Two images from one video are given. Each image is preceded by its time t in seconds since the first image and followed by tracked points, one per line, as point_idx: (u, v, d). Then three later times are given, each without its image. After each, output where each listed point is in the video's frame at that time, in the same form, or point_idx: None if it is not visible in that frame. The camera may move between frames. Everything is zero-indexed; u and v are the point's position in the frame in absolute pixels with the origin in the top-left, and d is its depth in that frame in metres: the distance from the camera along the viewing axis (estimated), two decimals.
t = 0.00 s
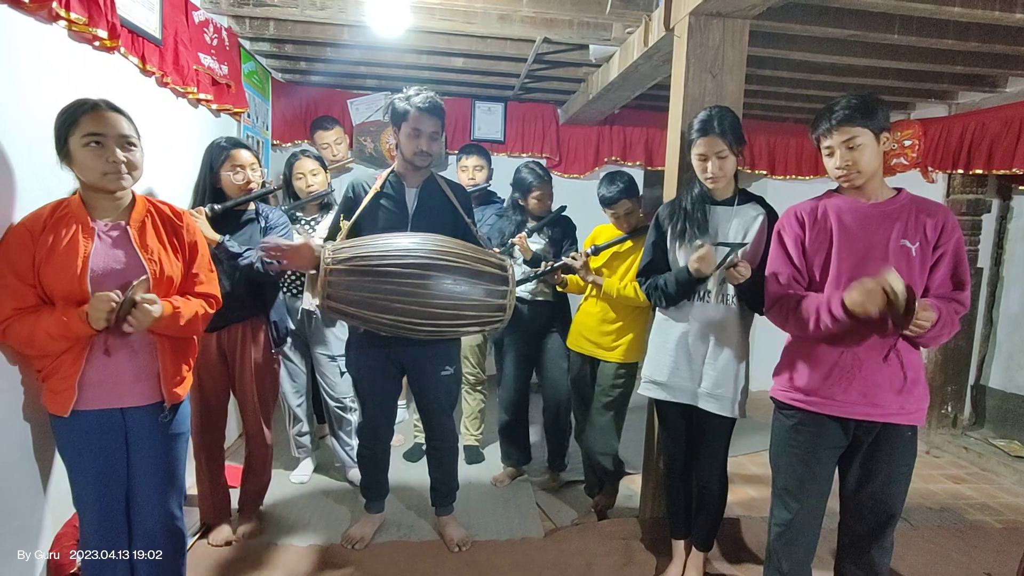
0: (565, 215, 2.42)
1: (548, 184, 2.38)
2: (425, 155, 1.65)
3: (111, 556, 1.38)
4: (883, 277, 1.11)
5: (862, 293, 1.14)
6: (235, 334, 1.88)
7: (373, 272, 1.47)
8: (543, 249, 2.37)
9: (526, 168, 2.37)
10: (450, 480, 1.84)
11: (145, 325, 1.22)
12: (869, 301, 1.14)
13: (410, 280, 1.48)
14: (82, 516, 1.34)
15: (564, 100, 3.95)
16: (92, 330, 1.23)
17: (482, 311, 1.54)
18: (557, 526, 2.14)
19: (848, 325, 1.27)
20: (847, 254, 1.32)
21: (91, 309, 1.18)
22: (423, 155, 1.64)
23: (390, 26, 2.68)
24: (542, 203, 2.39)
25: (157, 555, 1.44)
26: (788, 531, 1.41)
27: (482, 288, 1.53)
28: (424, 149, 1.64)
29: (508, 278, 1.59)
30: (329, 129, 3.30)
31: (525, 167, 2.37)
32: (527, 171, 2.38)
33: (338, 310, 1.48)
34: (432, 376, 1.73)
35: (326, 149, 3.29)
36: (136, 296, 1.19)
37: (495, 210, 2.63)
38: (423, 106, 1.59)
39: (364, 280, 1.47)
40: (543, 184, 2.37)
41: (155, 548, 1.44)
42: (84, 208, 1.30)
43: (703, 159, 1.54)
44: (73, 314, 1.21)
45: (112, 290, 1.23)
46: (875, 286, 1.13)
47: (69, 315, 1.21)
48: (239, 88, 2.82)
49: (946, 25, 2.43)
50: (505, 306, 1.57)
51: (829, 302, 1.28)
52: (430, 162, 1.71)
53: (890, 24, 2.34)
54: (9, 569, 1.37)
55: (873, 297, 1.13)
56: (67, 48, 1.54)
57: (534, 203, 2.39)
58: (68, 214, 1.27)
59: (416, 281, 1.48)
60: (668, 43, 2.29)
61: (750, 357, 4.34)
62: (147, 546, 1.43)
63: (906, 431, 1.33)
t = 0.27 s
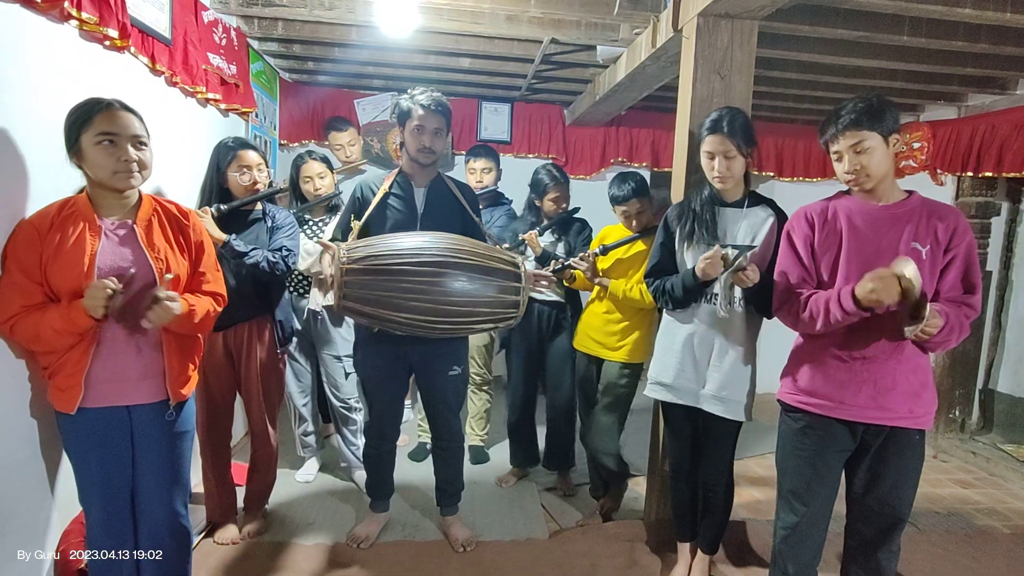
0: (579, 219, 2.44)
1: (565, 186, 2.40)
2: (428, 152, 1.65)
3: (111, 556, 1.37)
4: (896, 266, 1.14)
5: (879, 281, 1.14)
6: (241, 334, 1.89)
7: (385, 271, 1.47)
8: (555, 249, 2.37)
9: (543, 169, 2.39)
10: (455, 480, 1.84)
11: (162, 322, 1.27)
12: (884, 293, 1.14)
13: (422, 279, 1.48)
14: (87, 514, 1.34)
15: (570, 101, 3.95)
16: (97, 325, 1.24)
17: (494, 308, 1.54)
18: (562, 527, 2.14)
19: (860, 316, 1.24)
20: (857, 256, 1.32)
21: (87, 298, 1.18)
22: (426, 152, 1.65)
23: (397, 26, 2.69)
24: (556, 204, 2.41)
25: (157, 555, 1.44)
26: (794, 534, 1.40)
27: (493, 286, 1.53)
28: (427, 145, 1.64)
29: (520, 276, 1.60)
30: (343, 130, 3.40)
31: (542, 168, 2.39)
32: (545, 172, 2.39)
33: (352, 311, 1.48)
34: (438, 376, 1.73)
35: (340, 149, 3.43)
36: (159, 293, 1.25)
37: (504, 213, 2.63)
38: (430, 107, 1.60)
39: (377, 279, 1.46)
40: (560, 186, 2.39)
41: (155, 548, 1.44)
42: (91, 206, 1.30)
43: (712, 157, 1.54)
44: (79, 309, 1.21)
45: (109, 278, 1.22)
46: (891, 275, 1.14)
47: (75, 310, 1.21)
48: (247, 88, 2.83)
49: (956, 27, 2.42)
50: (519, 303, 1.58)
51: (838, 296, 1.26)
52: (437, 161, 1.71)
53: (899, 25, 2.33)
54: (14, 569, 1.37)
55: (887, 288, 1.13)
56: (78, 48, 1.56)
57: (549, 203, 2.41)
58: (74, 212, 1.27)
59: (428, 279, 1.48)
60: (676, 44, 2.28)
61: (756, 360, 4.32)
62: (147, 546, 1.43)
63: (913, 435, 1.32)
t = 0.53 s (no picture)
0: (592, 220, 2.44)
1: (581, 188, 2.38)
2: (432, 151, 1.65)
3: (112, 556, 1.38)
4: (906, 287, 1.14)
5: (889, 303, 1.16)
6: (246, 332, 1.89)
7: (389, 272, 1.47)
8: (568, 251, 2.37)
9: (560, 171, 2.36)
10: (458, 479, 1.84)
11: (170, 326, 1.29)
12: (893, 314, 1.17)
13: (425, 280, 1.48)
14: (92, 512, 1.35)
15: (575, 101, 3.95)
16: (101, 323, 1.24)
17: (497, 308, 1.54)
18: (564, 527, 2.14)
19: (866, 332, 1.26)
20: (864, 258, 1.31)
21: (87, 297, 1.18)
22: (431, 151, 1.65)
23: (402, 26, 2.69)
24: (572, 205, 2.39)
25: (157, 555, 1.43)
26: (797, 536, 1.40)
27: (497, 286, 1.53)
28: (430, 144, 1.64)
29: (523, 277, 1.59)
30: (354, 130, 3.32)
31: (559, 170, 2.37)
32: (561, 173, 2.36)
33: (356, 310, 1.49)
34: (441, 376, 1.73)
35: (350, 149, 3.32)
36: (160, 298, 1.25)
37: (509, 212, 2.62)
38: (434, 106, 1.60)
39: (381, 280, 1.47)
40: (576, 188, 2.36)
41: (156, 548, 1.43)
42: (94, 204, 1.30)
43: (713, 152, 1.54)
44: (82, 307, 1.22)
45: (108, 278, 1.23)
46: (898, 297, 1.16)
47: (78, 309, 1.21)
48: (252, 87, 2.84)
49: (963, 27, 2.41)
50: (522, 303, 1.58)
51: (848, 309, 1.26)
52: (440, 160, 1.71)
53: (905, 26, 2.32)
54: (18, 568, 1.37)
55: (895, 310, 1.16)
56: (84, 47, 1.56)
57: (564, 205, 2.40)
58: (76, 211, 1.28)
59: (431, 280, 1.48)
60: (681, 44, 2.28)
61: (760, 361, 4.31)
62: (147, 546, 1.43)
63: (918, 438, 1.31)
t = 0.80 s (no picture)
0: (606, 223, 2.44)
1: (595, 191, 2.38)
2: (436, 151, 1.65)
3: (113, 555, 1.38)
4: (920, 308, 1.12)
5: (895, 318, 1.15)
6: (250, 331, 1.90)
7: (392, 272, 1.47)
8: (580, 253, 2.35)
9: (576, 174, 2.37)
10: (460, 479, 1.84)
11: (160, 323, 1.25)
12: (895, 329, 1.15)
13: (428, 281, 1.48)
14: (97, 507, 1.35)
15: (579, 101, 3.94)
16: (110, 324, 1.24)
17: (500, 310, 1.54)
18: (567, 528, 2.14)
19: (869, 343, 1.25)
20: (870, 259, 1.31)
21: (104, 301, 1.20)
22: (434, 151, 1.65)
23: (407, 25, 2.69)
24: (585, 208, 2.39)
25: (158, 555, 1.44)
26: (800, 539, 1.40)
27: (500, 288, 1.53)
28: (434, 144, 1.64)
29: (526, 277, 1.58)
30: (358, 129, 3.33)
31: (575, 172, 2.37)
32: (577, 176, 2.38)
33: (358, 310, 1.49)
34: (444, 376, 1.73)
35: (354, 148, 3.35)
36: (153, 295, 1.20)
37: (512, 213, 2.60)
38: (438, 106, 1.60)
39: (384, 280, 1.47)
40: (591, 191, 2.36)
41: (157, 549, 1.43)
42: (96, 202, 1.31)
43: (719, 152, 1.53)
44: (90, 306, 1.22)
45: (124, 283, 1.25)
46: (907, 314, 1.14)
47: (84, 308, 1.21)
48: (256, 86, 2.84)
49: (971, 27, 2.40)
50: (526, 303, 1.58)
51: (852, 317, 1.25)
52: (445, 160, 1.71)
53: (912, 26, 2.31)
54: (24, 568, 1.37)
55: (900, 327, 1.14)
56: (91, 46, 1.57)
57: (579, 207, 2.40)
58: (80, 210, 1.28)
59: (435, 281, 1.48)
60: (686, 44, 2.27)
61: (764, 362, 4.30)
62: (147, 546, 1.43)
63: (923, 442, 1.31)
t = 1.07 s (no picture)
0: (613, 223, 2.43)
1: (601, 190, 2.37)
2: (438, 151, 1.65)
3: (114, 555, 1.39)
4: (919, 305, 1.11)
5: (896, 317, 1.15)
6: (252, 329, 1.90)
7: (394, 271, 1.47)
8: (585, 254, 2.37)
9: (581, 173, 2.37)
10: (462, 479, 1.84)
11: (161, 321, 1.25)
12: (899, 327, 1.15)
13: (430, 281, 1.48)
14: (101, 506, 1.36)
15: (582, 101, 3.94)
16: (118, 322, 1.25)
17: (498, 313, 1.54)
18: (569, 528, 2.14)
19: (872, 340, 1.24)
20: (874, 260, 1.30)
21: (115, 300, 1.21)
22: (437, 151, 1.65)
23: (410, 25, 2.69)
24: (591, 208, 2.38)
25: (158, 555, 1.44)
26: (802, 541, 1.39)
27: (500, 290, 1.53)
28: (437, 143, 1.64)
29: (526, 279, 1.59)
30: (353, 129, 3.38)
31: (580, 172, 2.37)
32: (582, 175, 2.37)
33: (359, 310, 1.49)
34: (446, 376, 1.73)
35: (348, 148, 3.37)
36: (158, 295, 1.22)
37: (513, 213, 2.60)
38: (441, 105, 1.60)
39: (385, 279, 1.47)
40: (595, 191, 2.35)
41: (158, 548, 1.44)
42: (101, 202, 1.31)
43: (724, 152, 1.53)
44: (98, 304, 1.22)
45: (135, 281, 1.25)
46: (909, 312, 1.14)
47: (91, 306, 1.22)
48: (260, 85, 2.85)
49: (976, 28, 2.39)
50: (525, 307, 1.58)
51: (855, 315, 1.25)
52: (448, 160, 1.71)
53: (917, 27, 2.30)
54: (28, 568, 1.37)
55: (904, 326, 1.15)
56: (96, 45, 1.57)
57: (584, 207, 2.39)
58: (85, 208, 1.28)
59: (436, 281, 1.48)
60: (690, 44, 2.27)
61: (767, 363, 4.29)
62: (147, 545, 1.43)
63: (927, 444, 1.30)
